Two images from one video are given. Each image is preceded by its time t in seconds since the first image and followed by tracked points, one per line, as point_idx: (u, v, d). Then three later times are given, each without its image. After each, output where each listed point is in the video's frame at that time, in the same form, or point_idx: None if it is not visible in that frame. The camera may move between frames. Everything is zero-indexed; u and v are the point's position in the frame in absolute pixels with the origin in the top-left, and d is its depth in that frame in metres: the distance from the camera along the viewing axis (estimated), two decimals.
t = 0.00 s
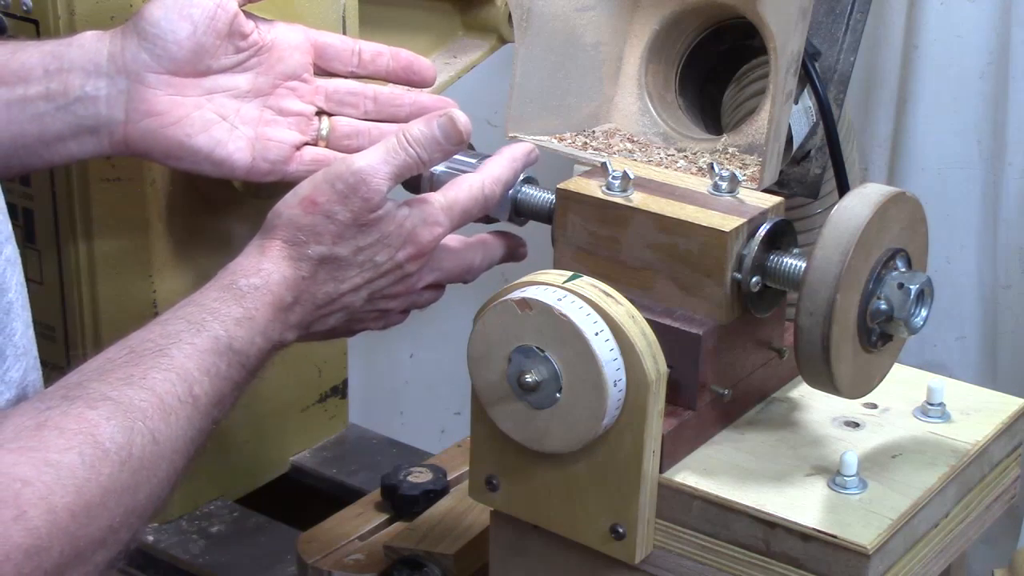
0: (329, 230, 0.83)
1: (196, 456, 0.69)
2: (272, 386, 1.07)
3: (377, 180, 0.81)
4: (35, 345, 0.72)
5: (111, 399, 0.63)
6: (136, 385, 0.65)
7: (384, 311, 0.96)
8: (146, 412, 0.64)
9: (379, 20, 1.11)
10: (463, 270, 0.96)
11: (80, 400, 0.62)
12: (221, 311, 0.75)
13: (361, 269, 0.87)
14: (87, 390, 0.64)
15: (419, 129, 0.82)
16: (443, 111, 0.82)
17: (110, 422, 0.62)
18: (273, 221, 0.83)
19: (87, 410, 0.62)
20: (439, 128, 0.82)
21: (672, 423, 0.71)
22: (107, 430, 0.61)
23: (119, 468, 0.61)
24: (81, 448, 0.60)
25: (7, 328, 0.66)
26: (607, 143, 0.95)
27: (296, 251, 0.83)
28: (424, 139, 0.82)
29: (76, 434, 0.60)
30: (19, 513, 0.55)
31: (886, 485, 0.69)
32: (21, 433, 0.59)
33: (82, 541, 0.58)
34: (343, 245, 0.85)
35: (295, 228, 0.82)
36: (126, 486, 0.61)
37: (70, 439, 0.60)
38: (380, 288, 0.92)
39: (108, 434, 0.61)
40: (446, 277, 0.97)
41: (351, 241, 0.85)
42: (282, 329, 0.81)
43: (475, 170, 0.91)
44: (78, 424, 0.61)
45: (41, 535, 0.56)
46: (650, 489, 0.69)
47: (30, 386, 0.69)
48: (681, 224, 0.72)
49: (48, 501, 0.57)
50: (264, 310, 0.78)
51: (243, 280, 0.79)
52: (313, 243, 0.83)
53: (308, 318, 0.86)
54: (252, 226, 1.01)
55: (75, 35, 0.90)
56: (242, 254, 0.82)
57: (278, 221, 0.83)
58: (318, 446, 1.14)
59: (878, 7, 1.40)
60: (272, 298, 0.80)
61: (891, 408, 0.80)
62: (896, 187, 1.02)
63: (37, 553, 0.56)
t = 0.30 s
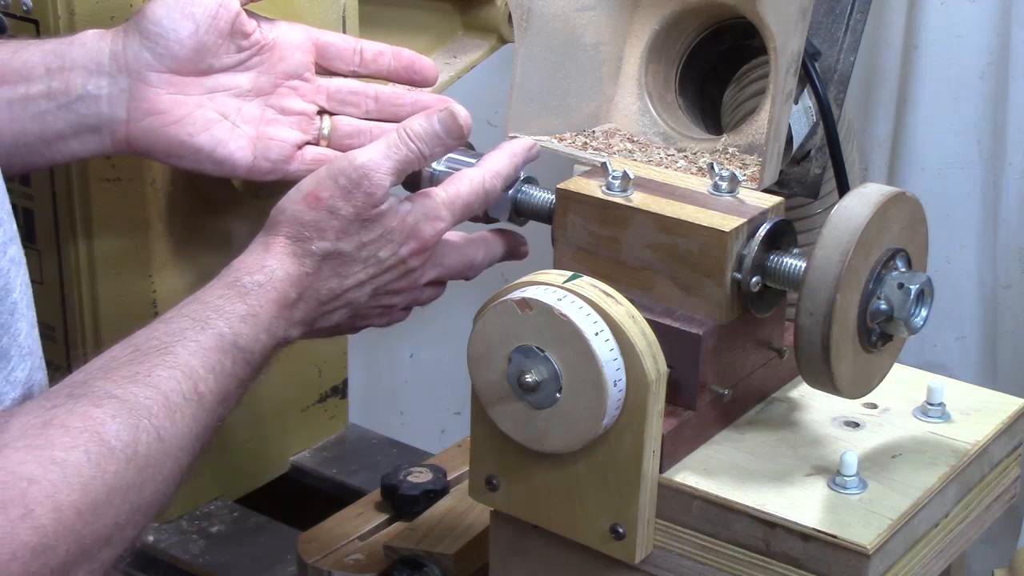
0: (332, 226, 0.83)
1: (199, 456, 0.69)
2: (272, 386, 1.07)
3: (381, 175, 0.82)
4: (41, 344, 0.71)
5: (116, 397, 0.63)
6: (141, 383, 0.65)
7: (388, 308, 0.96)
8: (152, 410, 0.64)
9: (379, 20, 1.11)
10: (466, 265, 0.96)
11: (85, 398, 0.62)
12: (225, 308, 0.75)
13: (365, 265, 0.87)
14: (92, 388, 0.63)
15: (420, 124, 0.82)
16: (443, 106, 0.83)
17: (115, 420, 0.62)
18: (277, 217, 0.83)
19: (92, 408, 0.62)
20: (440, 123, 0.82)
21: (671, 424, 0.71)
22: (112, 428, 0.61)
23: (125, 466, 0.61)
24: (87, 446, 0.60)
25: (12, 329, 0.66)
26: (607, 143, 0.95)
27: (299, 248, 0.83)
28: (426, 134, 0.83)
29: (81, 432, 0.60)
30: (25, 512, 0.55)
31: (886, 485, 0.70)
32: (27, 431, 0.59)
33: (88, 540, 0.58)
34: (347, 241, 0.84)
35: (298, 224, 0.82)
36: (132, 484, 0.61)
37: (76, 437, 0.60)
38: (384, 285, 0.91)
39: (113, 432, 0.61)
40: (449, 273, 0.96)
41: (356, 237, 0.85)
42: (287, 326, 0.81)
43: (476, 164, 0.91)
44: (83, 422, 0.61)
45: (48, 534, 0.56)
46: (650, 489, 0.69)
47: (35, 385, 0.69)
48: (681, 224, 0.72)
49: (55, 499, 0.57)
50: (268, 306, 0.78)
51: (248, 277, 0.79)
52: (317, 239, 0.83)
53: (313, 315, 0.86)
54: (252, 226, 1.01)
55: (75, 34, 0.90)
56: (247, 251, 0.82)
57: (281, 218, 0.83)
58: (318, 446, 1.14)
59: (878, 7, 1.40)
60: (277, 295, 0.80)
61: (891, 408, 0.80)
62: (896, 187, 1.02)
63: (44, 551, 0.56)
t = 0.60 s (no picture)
0: (335, 220, 0.83)
1: (202, 454, 0.69)
2: (272, 387, 1.07)
3: (382, 169, 0.82)
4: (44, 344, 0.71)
5: (120, 393, 0.63)
6: (146, 379, 0.65)
7: (391, 303, 0.96)
8: (156, 406, 0.64)
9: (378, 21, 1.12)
10: (467, 262, 0.96)
11: (89, 395, 0.62)
12: (228, 305, 0.75)
13: (368, 260, 0.87)
14: (96, 385, 0.63)
15: (421, 120, 0.83)
16: (443, 101, 0.83)
17: (119, 415, 0.62)
18: (281, 211, 0.83)
19: (96, 404, 0.62)
20: (442, 118, 0.83)
21: (672, 423, 0.71)
22: (117, 425, 0.61)
23: (130, 462, 0.61)
24: (91, 443, 0.60)
25: (14, 328, 0.66)
26: (607, 143, 0.95)
27: (304, 244, 0.83)
28: (427, 129, 0.83)
29: (86, 428, 0.60)
30: (31, 507, 0.55)
31: (886, 485, 0.70)
32: (32, 427, 0.59)
33: (93, 536, 0.58)
34: (351, 235, 0.84)
35: (302, 219, 0.82)
36: (137, 480, 0.61)
37: (80, 433, 0.60)
38: (386, 280, 0.91)
39: (118, 428, 0.61)
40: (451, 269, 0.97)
41: (358, 232, 0.84)
42: (291, 321, 0.81)
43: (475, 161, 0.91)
44: (88, 418, 0.61)
45: (53, 530, 0.56)
46: (650, 489, 0.69)
47: (38, 385, 0.69)
48: (681, 224, 0.72)
49: (60, 495, 0.57)
50: (272, 302, 0.78)
51: (252, 274, 0.79)
52: (321, 234, 0.83)
53: (317, 311, 0.86)
54: (253, 226, 1.01)
55: (76, 35, 0.90)
56: (249, 248, 0.82)
57: (284, 214, 0.83)
58: (318, 446, 1.14)
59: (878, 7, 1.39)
60: (280, 292, 0.79)
61: (891, 408, 0.80)
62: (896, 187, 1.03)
63: (50, 546, 0.56)
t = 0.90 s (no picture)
0: (333, 222, 0.82)
1: (201, 454, 0.69)
2: (272, 386, 1.07)
3: (382, 172, 0.82)
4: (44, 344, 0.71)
5: (119, 394, 0.63)
6: (145, 380, 0.65)
7: (387, 306, 0.96)
8: (155, 407, 0.64)
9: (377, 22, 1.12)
10: (466, 260, 0.96)
11: (88, 396, 0.62)
12: (228, 306, 0.75)
13: (367, 260, 0.87)
14: (95, 386, 0.63)
15: (423, 126, 0.83)
16: (445, 109, 0.84)
17: (118, 416, 0.62)
18: (279, 213, 0.83)
19: (95, 405, 0.62)
20: (443, 124, 0.83)
21: (672, 423, 0.71)
22: (116, 426, 0.61)
23: (129, 462, 0.61)
24: (90, 443, 0.60)
25: (14, 328, 0.66)
26: (607, 143, 0.95)
27: (301, 245, 0.82)
28: (429, 136, 0.84)
29: (85, 429, 0.60)
30: (30, 508, 0.55)
31: (886, 485, 0.70)
32: (30, 428, 0.59)
33: (92, 536, 0.58)
34: (349, 237, 0.84)
35: (300, 220, 0.82)
36: (136, 481, 0.61)
37: (79, 434, 0.60)
38: (385, 280, 0.92)
39: (117, 429, 0.61)
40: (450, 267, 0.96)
41: (357, 234, 0.84)
42: (290, 322, 0.81)
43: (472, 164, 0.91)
44: (87, 419, 0.61)
45: (52, 530, 0.56)
46: (650, 489, 0.69)
47: (38, 385, 0.69)
48: (681, 224, 0.72)
49: (58, 496, 0.57)
50: (271, 303, 0.78)
51: (250, 274, 0.79)
52: (319, 235, 0.83)
53: (315, 312, 0.86)
54: (252, 226, 1.01)
55: (75, 36, 0.90)
56: (247, 249, 0.82)
57: (283, 214, 0.82)
58: (318, 446, 1.14)
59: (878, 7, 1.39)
60: (279, 293, 0.79)
61: (891, 408, 0.80)
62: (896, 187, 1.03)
63: (48, 547, 0.56)
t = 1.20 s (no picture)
0: (330, 228, 0.82)
1: (197, 457, 0.69)
2: (272, 387, 1.07)
3: (379, 176, 0.82)
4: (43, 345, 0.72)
5: (114, 399, 0.63)
6: (140, 385, 0.65)
7: (386, 310, 0.96)
8: (150, 412, 0.64)
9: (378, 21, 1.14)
10: (465, 265, 0.96)
11: (82, 401, 0.62)
12: (224, 311, 0.75)
13: (365, 265, 0.87)
14: (90, 390, 0.63)
15: (418, 128, 0.83)
16: (441, 109, 0.83)
17: (112, 421, 0.62)
18: (276, 219, 0.83)
19: (89, 410, 0.62)
20: (439, 126, 0.83)
21: (672, 423, 0.71)
22: (110, 430, 0.61)
23: (122, 468, 0.61)
24: (84, 449, 0.60)
25: (13, 329, 0.66)
26: (607, 143, 0.95)
27: (298, 250, 0.82)
28: (424, 138, 0.83)
29: (79, 434, 0.60)
30: (22, 513, 0.56)
31: (885, 485, 0.70)
32: (24, 433, 0.59)
33: (85, 542, 0.59)
34: (346, 243, 0.84)
35: (296, 226, 0.82)
36: (129, 486, 0.61)
37: (73, 439, 0.60)
38: (382, 286, 0.91)
39: (111, 434, 0.61)
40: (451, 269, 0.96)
41: (353, 240, 0.84)
42: (285, 329, 0.81)
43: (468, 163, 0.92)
44: (81, 425, 0.61)
45: (44, 536, 0.56)
46: (650, 489, 0.69)
47: (36, 387, 0.69)
48: (681, 224, 0.72)
49: (51, 501, 0.57)
50: (267, 309, 0.78)
51: (247, 279, 0.79)
52: (316, 240, 0.83)
53: (313, 316, 0.85)
54: (252, 227, 1.01)
55: (75, 35, 0.90)
56: (244, 255, 0.82)
57: (280, 220, 0.83)
58: (318, 446, 1.14)
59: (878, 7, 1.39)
60: (275, 297, 0.79)
61: (891, 408, 0.80)
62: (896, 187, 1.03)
63: (41, 553, 0.56)
